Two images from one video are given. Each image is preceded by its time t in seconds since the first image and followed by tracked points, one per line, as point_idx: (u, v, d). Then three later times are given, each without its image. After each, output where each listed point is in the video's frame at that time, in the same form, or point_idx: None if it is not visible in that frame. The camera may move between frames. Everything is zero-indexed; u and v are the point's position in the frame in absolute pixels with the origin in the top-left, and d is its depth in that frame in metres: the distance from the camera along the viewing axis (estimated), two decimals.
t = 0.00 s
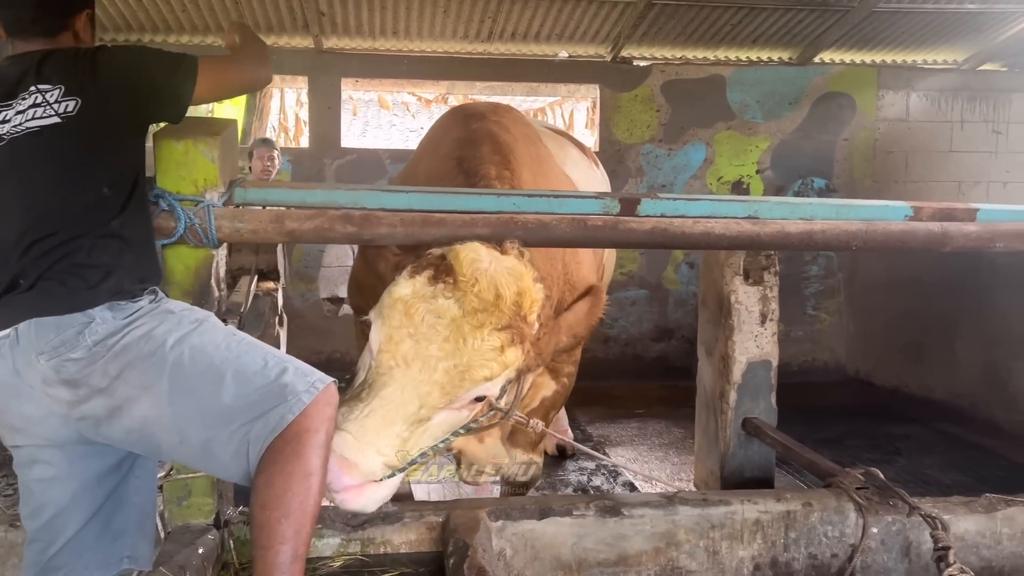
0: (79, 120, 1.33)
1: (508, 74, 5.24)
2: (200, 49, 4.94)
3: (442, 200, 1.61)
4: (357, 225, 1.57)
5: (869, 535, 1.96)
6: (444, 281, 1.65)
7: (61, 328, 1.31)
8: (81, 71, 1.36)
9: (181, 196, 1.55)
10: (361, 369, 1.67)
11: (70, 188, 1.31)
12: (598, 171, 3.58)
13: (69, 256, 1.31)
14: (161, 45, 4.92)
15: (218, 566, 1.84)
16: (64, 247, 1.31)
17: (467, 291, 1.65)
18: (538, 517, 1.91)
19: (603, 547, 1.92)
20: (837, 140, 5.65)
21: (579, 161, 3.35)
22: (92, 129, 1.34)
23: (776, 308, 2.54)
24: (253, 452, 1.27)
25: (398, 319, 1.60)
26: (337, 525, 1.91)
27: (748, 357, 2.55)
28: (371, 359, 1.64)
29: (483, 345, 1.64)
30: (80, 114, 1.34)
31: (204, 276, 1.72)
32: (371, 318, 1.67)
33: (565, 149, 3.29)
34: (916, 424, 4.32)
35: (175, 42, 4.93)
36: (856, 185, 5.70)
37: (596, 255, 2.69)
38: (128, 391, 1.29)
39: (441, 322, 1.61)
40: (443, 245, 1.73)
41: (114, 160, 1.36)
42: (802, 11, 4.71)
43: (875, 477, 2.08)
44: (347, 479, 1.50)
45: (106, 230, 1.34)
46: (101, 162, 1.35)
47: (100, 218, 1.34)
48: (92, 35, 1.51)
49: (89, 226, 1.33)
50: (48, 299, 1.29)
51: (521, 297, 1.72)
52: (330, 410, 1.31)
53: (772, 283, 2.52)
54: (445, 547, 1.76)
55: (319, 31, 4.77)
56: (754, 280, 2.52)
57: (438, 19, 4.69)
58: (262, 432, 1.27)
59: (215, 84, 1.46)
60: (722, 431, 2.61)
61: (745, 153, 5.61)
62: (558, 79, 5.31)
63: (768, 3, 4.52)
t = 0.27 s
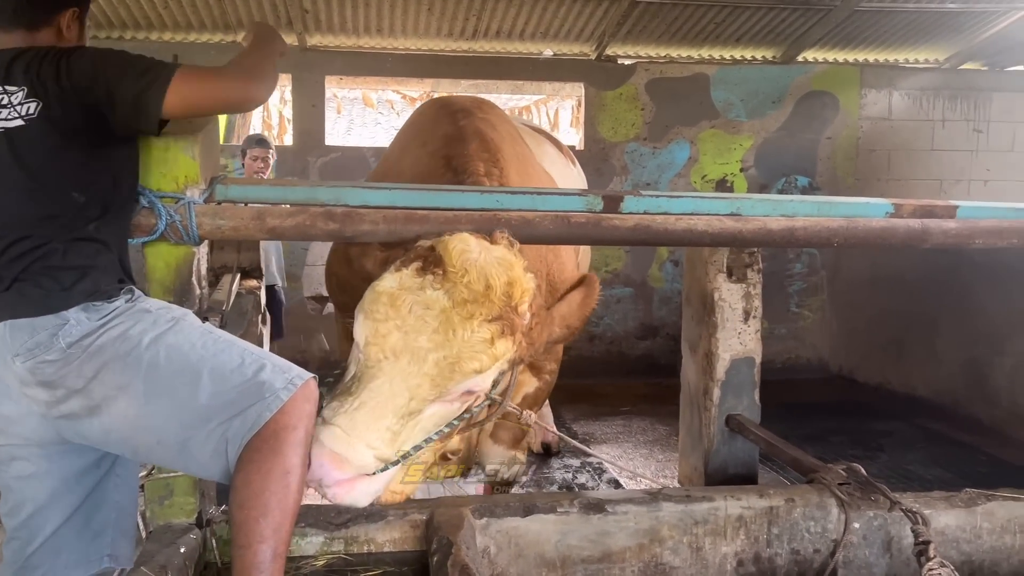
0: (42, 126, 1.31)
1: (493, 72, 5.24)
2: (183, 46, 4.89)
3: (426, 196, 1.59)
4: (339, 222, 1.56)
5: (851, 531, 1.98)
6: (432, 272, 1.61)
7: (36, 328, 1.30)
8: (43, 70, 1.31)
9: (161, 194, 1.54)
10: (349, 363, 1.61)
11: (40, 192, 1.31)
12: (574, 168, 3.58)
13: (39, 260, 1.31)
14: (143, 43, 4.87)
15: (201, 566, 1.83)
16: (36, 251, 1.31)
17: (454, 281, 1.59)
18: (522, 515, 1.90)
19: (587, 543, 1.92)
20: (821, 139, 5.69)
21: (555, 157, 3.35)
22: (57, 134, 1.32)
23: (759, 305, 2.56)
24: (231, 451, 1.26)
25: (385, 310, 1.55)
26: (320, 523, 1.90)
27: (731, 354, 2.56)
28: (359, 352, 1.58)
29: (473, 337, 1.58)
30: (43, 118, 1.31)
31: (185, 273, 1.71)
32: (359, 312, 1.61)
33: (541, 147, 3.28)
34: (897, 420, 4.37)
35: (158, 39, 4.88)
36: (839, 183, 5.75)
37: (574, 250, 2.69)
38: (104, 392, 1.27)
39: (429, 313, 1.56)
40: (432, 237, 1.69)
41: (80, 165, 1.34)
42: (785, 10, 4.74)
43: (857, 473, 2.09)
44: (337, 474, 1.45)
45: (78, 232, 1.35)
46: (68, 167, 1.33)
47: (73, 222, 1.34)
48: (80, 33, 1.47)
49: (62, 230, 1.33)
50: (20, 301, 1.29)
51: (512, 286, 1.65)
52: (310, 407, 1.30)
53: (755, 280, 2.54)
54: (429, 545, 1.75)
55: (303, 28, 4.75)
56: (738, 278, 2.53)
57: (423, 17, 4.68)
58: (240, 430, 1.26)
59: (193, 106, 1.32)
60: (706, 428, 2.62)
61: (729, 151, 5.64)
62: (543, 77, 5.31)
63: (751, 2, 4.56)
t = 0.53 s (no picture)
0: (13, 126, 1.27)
1: (479, 69, 5.23)
2: (166, 43, 4.83)
3: (412, 192, 1.59)
4: (323, 218, 1.55)
5: (836, 525, 2.00)
6: (434, 272, 1.51)
7: (16, 329, 1.28)
8: (15, 70, 1.27)
9: (143, 188, 1.51)
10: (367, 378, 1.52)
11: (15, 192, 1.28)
12: (549, 165, 3.56)
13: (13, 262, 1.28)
14: (126, 39, 4.81)
15: (185, 565, 1.80)
16: (11, 251, 1.28)
17: (460, 278, 1.51)
18: (508, 512, 1.90)
19: (574, 540, 1.93)
20: (805, 137, 5.73)
21: (529, 154, 3.34)
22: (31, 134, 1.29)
23: (744, 302, 2.57)
24: (218, 448, 1.25)
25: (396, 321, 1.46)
26: (305, 522, 1.89)
27: (717, 351, 2.57)
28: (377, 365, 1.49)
29: (488, 333, 1.49)
30: (17, 119, 1.27)
31: (168, 270, 1.69)
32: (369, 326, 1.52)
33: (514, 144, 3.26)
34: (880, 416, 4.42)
35: (141, 36, 4.82)
36: (823, 181, 5.79)
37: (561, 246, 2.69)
38: (87, 391, 1.26)
39: (441, 316, 1.46)
40: (424, 235, 1.58)
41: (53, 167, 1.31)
42: (769, 9, 4.78)
43: (842, 468, 2.11)
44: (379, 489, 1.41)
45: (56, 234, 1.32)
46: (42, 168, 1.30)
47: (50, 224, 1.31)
48: (76, 33, 1.45)
49: (41, 231, 1.31)
50: None
51: (515, 272, 1.56)
52: (297, 403, 1.29)
53: (740, 277, 2.55)
54: (415, 542, 1.74)
55: (287, 25, 4.72)
56: (722, 275, 2.55)
57: (408, 15, 4.67)
58: (226, 427, 1.25)
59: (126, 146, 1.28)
60: (692, 425, 2.64)
61: (714, 149, 5.67)
62: (528, 75, 5.31)
63: (735, 1, 4.59)
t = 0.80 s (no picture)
0: None
1: (464, 66, 5.22)
2: (148, 39, 4.78)
3: (397, 186, 1.57)
4: (309, 213, 1.54)
5: (821, 519, 2.02)
6: (460, 283, 1.52)
7: None
8: None
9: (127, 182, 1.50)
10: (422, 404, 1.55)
11: None
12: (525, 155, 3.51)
13: None
14: (108, 35, 4.76)
15: (171, 562, 1.80)
16: None
17: (485, 282, 1.52)
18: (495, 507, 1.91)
19: (561, 534, 1.94)
20: (789, 134, 5.78)
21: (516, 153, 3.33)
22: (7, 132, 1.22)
23: (729, 298, 2.59)
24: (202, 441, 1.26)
25: (443, 344, 1.48)
26: (292, 518, 1.89)
27: (702, 346, 2.59)
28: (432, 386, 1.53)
29: (526, 328, 1.52)
30: None
31: (152, 265, 1.68)
32: (413, 347, 1.55)
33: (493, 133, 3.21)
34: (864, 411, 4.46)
35: (123, 32, 4.78)
36: (807, 178, 5.84)
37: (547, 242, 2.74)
38: (68, 390, 1.25)
39: (481, 324, 1.49)
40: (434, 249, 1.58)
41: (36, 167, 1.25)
42: (754, 6, 4.82)
43: (827, 462, 2.13)
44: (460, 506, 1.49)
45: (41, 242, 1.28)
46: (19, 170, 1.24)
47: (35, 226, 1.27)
48: (70, 25, 1.37)
49: (15, 232, 1.26)
50: None
51: (533, 263, 1.58)
52: (282, 393, 1.28)
53: (725, 273, 2.57)
54: (402, 539, 1.74)
55: (271, 21, 4.69)
56: (708, 271, 2.57)
57: (394, 11, 4.66)
58: (209, 421, 1.25)
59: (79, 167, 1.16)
60: (677, 420, 2.65)
61: (699, 147, 5.70)
62: (514, 72, 5.32)
63: None
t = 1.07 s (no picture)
0: None
1: (451, 65, 5.22)
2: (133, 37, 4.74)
3: (388, 184, 1.58)
4: (297, 210, 1.54)
5: (807, 514, 2.04)
6: (537, 293, 1.61)
7: None
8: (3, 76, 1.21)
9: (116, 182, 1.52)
10: (494, 404, 1.60)
11: None
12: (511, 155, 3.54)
13: None
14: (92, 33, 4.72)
15: (159, 561, 1.79)
16: None
17: (561, 292, 1.62)
18: (484, 504, 1.91)
19: (549, 530, 1.95)
20: (774, 133, 5.82)
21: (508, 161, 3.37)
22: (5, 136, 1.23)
23: (716, 295, 2.61)
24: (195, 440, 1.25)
25: (534, 350, 1.56)
26: (280, 516, 1.88)
27: (689, 343, 2.61)
28: (512, 389, 1.59)
29: (593, 331, 1.63)
30: None
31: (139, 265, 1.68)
32: (495, 357, 1.61)
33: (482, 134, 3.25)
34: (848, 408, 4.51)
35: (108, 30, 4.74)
36: (792, 176, 5.88)
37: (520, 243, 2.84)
38: (62, 393, 1.24)
39: (563, 332, 1.58)
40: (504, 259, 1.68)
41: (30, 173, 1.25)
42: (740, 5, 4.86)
43: (812, 457, 2.15)
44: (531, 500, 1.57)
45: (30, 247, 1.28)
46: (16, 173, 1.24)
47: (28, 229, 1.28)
48: (79, 19, 1.36)
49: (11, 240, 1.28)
50: None
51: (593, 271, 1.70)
52: (279, 391, 1.27)
53: (712, 270, 2.59)
54: (391, 536, 1.74)
55: (257, 19, 4.67)
56: (694, 269, 2.59)
57: (380, 9, 4.66)
58: (205, 420, 1.24)
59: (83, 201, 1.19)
60: (665, 417, 2.67)
61: (685, 146, 5.74)
62: (501, 71, 5.33)
63: None
